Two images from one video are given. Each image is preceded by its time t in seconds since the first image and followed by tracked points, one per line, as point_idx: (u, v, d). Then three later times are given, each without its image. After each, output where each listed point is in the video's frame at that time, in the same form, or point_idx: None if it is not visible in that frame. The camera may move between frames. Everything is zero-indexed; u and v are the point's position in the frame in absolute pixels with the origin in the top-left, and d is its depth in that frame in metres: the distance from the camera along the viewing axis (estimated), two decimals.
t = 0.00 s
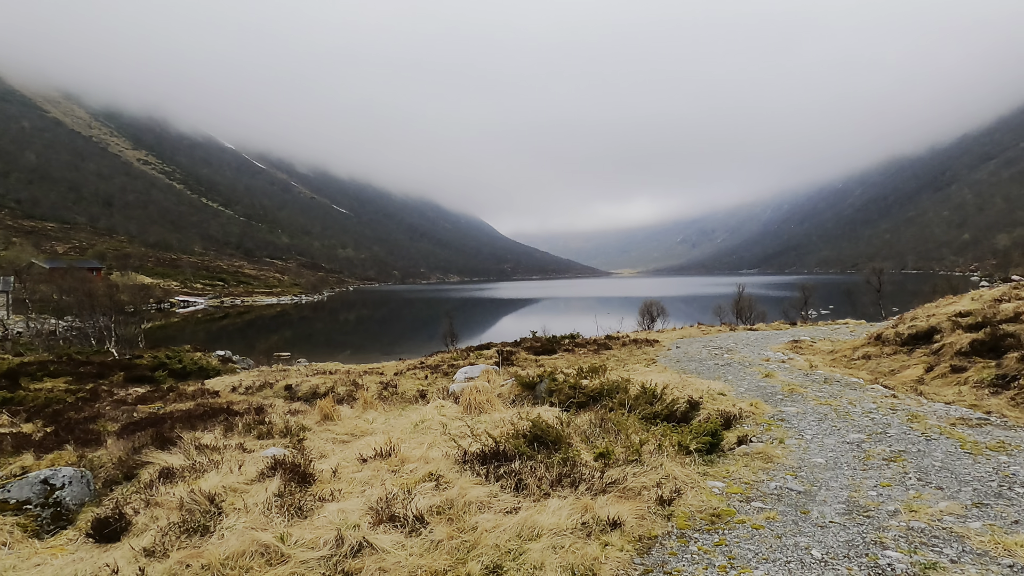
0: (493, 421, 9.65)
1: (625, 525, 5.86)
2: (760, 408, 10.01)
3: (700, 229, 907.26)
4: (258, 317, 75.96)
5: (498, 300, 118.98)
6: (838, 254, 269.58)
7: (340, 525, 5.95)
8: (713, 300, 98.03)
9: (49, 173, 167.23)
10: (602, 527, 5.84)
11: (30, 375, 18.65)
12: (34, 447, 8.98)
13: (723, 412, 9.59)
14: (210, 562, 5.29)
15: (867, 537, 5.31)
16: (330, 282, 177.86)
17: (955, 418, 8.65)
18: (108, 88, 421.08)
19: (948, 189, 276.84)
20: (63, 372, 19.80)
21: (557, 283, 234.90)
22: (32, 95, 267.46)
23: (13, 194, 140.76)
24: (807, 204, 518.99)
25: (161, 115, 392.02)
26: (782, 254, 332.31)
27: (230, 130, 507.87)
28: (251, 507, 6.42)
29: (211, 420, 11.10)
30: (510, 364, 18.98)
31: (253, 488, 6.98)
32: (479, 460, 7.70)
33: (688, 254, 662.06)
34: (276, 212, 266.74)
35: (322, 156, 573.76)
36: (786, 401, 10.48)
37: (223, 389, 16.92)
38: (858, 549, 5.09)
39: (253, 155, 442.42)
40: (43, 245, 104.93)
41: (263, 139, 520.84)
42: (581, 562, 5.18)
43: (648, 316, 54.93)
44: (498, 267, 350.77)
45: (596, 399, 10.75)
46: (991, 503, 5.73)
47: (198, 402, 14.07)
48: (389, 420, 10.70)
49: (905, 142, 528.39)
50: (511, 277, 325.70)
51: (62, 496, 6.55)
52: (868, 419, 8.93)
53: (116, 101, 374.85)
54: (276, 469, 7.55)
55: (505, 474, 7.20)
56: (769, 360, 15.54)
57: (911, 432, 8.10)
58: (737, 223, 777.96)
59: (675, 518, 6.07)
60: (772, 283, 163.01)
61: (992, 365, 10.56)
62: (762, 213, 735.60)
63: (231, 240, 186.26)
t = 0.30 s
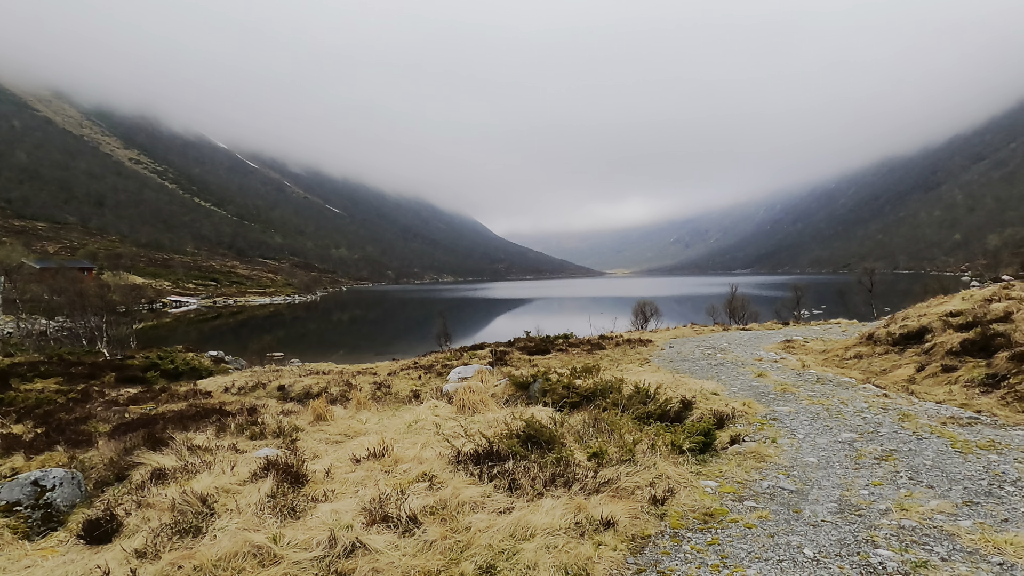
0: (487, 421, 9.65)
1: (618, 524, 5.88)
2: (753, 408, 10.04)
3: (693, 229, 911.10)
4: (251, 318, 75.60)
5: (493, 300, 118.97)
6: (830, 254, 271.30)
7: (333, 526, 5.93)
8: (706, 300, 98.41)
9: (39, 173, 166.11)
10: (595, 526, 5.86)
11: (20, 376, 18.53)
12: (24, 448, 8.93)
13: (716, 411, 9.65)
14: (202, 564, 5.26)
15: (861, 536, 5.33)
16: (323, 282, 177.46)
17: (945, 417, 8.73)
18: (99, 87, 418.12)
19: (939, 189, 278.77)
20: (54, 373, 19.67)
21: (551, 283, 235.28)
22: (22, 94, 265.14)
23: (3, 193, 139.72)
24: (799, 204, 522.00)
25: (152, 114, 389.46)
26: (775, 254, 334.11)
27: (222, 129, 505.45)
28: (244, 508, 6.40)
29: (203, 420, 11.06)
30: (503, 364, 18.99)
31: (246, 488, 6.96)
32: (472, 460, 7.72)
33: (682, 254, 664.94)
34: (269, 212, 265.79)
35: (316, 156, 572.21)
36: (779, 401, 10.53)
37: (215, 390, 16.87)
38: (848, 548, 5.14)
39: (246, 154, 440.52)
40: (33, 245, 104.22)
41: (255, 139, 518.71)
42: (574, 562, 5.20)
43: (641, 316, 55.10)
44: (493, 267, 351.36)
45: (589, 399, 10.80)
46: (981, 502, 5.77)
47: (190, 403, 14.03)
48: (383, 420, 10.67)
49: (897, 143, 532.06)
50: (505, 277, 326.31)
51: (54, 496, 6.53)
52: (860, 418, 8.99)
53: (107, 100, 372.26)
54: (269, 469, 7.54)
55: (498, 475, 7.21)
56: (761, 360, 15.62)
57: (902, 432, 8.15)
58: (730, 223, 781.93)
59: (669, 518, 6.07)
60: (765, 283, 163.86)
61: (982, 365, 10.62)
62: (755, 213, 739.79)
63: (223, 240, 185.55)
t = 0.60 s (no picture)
0: (482, 421, 9.63)
1: (613, 523, 5.89)
2: (747, 408, 10.08)
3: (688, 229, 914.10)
4: (245, 318, 75.33)
5: (488, 300, 119.00)
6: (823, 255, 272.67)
7: (328, 526, 5.92)
8: (701, 300, 98.59)
9: (32, 173, 165.31)
10: (591, 527, 5.86)
11: (11, 377, 18.42)
12: (17, 448, 8.92)
13: (712, 411, 9.68)
14: (196, 565, 5.24)
15: (855, 535, 5.36)
16: (318, 282, 177.11)
17: (939, 416, 8.77)
18: (91, 87, 415.68)
19: (932, 190, 280.51)
20: (47, 374, 19.56)
21: (545, 284, 235.54)
22: (13, 93, 263.42)
23: None
24: (794, 205, 524.62)
25: (145, 113, 387.48)
26: (769, 254, 335.57)
27: (216, 129, 503.91)
28: (239, 509, 6.39)
29: (198, 421, 11.02)
30: (499, 364, 19.01)
31: (240, 489, 6.95)
32: (468, 460, 7.74)
33: (676, 255, 667.45)
34: (263, 212, 265.11)
35: (310, 156, 570.84)
36: (775, 400, 10.57)
37: (210, 390, 16.87)
38: (843, 546, 5.16)
39: (240, 154, 439.24)
40: (25, 245, 103.80)
41: (249, 139, 517.18)
42: (570, 561, 5.20)
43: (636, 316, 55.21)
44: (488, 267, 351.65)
45: (585, 399, 10.81)
46: (973, 501, 5.82)
47: (184, 404, 14.01)
48: (378, 421, 10.64)
49: (891, 144, 534.76)
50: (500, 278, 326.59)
51: (46, 498, 6.48)
52: (854, 417, 9.03)
53: (100, 99, 370.23)
54: (264, 470, 7.53)
55: (494, 475, 7.21)
56: (755, 360, 15.70)
57: (897, 431, 8.20)
58: (724, 223, 784.84)
59: (665, 518, 6.08)
60: (759, 283, 164.35)
61: (975, 365, 10.68)
62: (749, 214, 742.75)
63: (217, 240, 184.94)
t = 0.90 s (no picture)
0: (479, 421, 9.62)
1: (612, 523, 5.89)
2: (745, 408, 10.09)
3: (684, 228, 915.62)
4: (241, 318, 75.15)
5: (486, 300, 119.04)
6: (819, 254, 273.47)
7: (327, 527, 5.90)
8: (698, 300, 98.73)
9: (27, 173, 164.80)
10: (589, 526, 5.87)
11: (7, 377, 18.41)
12: (14, 449, 8.88)
13: (709, 411, 9.68)
14: (194, 565, 5.22)
15: (852, 533, 5.38)
16: (315, 282, 176.90)
17: (936, 416, 8.79)
18: (86, 86, 414.60)
19: (928, 189, 281.47)
20: (43, 374, 19.53)
21: (542, 284, 235.73)
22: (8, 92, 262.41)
23: None
24: (790, 205, 526.19)
25: (141, 113, 386.54)
26: (766, 254, 336.38)
27: (212, 129, 503.40)
28: (236, 509, 6.37)
29: (195, 421, 11.02)
30: (496, 364, 19.01)
31: (237, 490, 6.94)
32: (467, 459, 7.73)
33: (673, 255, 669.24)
34: (259, 212, 264.65)
35: (307, 155, 570.43)
36: (772, 400, 10.60)
37: (207, 390, 16.88)
38: (840, 545, 5.18)
39: (237, 154, 438.75)
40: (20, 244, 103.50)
41: (245, 138, 516.56)
42: (569, 561, 5.20)
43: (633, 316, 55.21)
44: (485, 267, 352.00)
45: (582, 399, 10.82)
46: (971, 500, 5.83)
47: (180, 404, 14.00)
48: (375, 421, 10.63)
49: (887, 144, 536.49)
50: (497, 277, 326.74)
51: (43, 499, 6.47)
52: (850, 417, 9.07)
53: (96, 98, 369.36)
54: (262, 470, 7.52)
55: (492, 475, 7.21)
56: (752, 359, 15.73)
57: (893, 431, 8.23)
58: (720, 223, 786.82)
59: (663, 518, 6.09)
60: (755, 283, 164.71)
61: (971, 365, 10.72)
62: (746, 214, 744.79)
63: (214, 240, 184.59)
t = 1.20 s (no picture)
0: (479, 421, 9.60)
1: (611, 522, 5.91)
2: (744, 407, 10.13)
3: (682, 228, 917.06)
4: (240, 318, 74.95)
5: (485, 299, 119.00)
6: (817, 254, 273.90)
7: (327, 527, 5.89)
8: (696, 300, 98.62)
9: (25, 172, 164.43)
10: (589, 526, 5.86)
11: (5, 377, 18.35)
12: (13, 449, 8.87)
13: (708, 410, 9.69)
14: (194, 565, 5.22)
15: (851, 533, 5.38)
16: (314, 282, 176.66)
17: (935, 414, 8.79)
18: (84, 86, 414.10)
19: (925, 189, 281.96)
20: (42, 374, 19.47)
21: (541, 283, 235.50)
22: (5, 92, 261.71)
23: None
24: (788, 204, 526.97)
25: (139, 113, 385.76)
26: (764, 254, 336.89)
27: (211, 129, 503.04)
28: (236, 508, 6.37)
29: (193, 421, 10.97)
30: (495, 364, 19.01)
31: (237, 489, 6.92)
32: (466, 458, 7.74)
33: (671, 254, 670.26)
34: (258, 211, 264.32)
35: (306, 155, 570.32)
36: (770, 399, 10.63)
37: (205, 390, 16.80)
38: (841, 544, 5.18)
39: (235, 154, 438.31)
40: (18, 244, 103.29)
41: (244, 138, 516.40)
42: (568, 560, 5.21)
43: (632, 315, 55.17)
44: (484, 267, 352.10)
45: (581, 398, 10.84)
46: (971, 498, 5.84)
47: (179, 404, 13.97)
48: (374, 421, 10.62)
49: (885, 143, 537.24)
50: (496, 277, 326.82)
51: (42, 498, 6.45)
52: (849, 416, 9.10)
53: (93, 98, 368.81)
54: (262, 469, 7.53)
55: (491, 474, 7.24)
56: (751, 358, 15.74)
57: (891, 429, 8.26)
58: (718, 223, 788.12)
59: (662, 516, 6.10)
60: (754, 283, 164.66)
61: (970, 363, 10.74)
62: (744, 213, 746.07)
63: (212, 240, 184.27)
